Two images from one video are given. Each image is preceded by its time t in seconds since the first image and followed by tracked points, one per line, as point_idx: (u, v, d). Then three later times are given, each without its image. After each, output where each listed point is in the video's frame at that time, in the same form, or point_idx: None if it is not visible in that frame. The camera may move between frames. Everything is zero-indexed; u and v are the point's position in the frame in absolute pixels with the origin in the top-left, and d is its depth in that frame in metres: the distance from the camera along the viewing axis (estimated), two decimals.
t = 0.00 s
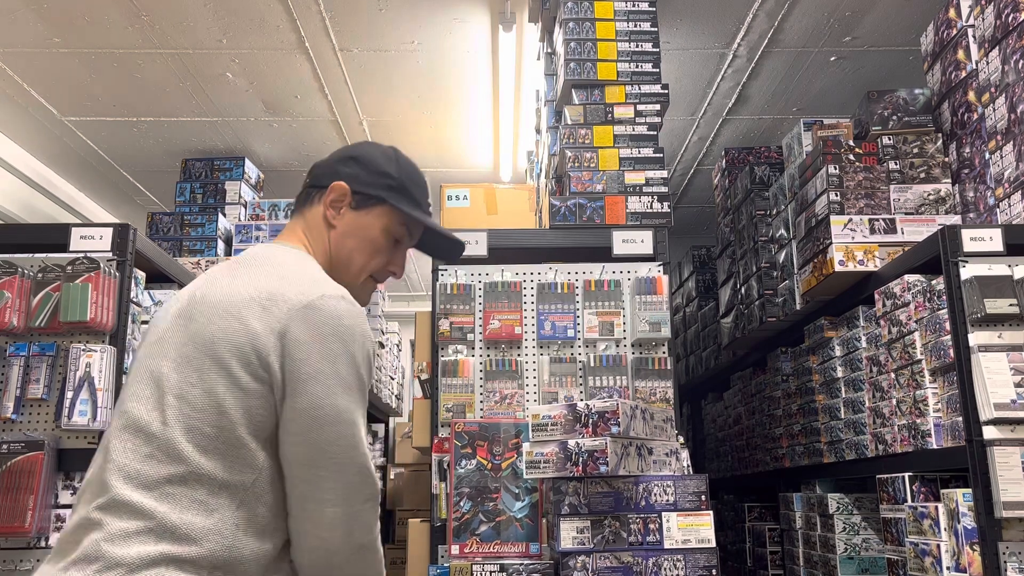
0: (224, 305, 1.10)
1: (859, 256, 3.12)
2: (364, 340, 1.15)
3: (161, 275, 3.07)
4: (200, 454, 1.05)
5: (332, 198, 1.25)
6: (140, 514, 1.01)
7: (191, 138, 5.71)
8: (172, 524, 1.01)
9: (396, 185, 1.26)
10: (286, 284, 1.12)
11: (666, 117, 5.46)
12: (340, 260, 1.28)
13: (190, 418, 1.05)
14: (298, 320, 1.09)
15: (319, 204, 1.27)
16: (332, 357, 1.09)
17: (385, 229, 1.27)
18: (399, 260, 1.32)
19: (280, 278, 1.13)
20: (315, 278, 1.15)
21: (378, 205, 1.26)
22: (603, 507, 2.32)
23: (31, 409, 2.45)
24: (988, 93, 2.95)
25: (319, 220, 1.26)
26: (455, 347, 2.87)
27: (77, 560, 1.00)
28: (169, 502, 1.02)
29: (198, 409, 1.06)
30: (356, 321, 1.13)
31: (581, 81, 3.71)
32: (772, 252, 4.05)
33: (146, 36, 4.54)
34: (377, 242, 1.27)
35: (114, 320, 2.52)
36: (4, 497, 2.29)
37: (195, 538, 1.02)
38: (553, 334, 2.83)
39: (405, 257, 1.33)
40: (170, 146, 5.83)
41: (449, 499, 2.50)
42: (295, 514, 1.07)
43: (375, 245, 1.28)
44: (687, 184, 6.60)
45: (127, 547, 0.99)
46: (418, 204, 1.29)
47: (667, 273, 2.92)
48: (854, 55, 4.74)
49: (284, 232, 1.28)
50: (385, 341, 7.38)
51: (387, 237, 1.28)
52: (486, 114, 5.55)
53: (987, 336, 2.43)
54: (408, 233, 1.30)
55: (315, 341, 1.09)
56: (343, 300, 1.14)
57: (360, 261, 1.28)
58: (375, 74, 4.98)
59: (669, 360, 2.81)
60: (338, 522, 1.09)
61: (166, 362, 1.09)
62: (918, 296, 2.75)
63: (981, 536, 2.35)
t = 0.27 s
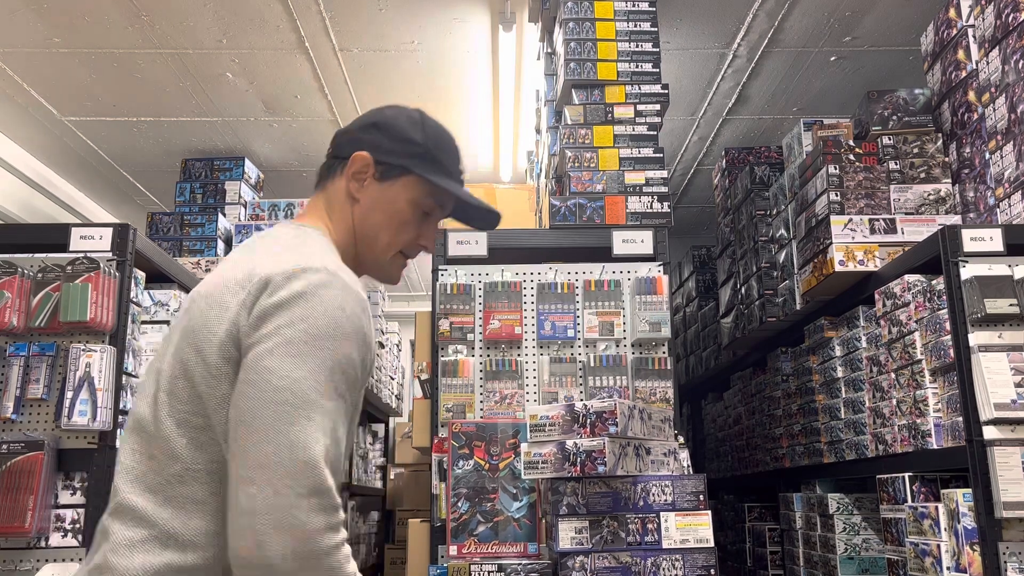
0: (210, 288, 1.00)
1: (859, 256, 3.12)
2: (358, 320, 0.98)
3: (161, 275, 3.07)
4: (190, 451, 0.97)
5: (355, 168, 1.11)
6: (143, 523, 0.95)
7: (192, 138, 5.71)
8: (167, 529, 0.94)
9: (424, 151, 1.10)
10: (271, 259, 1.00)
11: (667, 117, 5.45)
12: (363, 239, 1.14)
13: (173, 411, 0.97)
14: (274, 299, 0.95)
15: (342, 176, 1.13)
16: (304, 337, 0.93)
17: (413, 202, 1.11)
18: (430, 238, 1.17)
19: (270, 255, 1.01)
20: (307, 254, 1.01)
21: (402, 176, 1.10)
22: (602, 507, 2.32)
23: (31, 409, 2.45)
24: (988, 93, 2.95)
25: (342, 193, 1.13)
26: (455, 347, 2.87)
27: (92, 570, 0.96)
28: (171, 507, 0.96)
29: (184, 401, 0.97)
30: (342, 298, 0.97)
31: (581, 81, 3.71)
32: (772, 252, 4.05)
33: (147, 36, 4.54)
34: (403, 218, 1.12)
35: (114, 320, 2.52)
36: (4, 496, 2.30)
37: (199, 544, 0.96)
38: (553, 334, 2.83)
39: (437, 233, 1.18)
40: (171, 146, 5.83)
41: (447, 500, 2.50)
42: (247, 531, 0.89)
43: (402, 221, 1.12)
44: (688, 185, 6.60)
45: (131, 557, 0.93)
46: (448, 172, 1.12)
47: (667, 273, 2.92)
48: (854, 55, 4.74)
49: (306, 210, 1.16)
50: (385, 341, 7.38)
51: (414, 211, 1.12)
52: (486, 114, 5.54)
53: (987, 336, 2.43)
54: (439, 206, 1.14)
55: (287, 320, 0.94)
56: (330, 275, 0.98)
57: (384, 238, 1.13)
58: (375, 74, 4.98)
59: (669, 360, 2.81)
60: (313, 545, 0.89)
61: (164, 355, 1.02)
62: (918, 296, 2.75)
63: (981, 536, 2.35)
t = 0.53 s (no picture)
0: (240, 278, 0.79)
1: (859, 256, 3.12)
2: (416, 337, 0.72)
3: (161, 275, 3.07)
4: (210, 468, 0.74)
5: (433, 158, 0.85)
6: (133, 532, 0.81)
7: (191, 138, 5.71)
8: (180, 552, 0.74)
9: (521, 137, 0.83)
10: (310, 246, 0.76)
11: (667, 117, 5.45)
12: (435, 246, 0.86)
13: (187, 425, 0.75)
14: (306, 318, 0.69)
15: (414, 167, 0.87)
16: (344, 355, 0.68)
17: (504, 201, 0.84)
18: (522, 246, 0.89)
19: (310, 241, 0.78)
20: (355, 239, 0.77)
21: (487, 170, 0.83)
22: (603, 507, 2.32)
23: (31, 409, 2.45)
24: (989, 93, 2.95)
25: (413, 188, 0.86)
26: (455, 347, 2.86)
27: None
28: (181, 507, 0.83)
29: (200, 418, 0.75)
30: (392, 306, 0.71)
31: (581, 81, 3.71)
32: (772, 252, 4.04)
33: (147, 36, 4.53)
34: (490, 221, 0.85)
35: (114, 320, 2.52)
36: (4, 497, 2.29)
37: None
38: (553, 334, 2.83)
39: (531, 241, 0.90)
40: (170, 146, 5.82)
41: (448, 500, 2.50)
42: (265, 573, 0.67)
43: (486, 227, 0.85)
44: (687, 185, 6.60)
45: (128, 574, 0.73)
46: (550, 164, 0.85)
47: (667, 273, 2.92)
48: (854, 55, 4.74)
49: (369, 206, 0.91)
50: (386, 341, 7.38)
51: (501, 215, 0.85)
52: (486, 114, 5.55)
53: (987, 336, 2.43)
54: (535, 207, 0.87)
55: (319, 332, 0.69)
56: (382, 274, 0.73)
57: (462, 247, 0.86)
58: (375, 74, 4.98)
59: (669, 360, 2.81)
60: None
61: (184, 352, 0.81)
62: (918, 296, 2.75)
63: (981, 537, 2.34)
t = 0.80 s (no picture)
0: (347, 365, 0.92)
1: (859, 256, 3.13)
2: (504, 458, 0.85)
3: (161, 275, 3.07)
4: (299, 514, 0.89)
5: (548, 279, 1.03)
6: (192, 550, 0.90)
7: (192, 138, 5.71)
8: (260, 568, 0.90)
9: (637, 275, 1.00)
10: (414, 360, 0.89)
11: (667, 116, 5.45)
12: (541, 355, 1.05)
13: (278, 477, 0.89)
14: (409, 437, 0.83)
15: (532, 281, 1.05)
16: (438, 477, 0.81)
17: (610, 329, 1.02)
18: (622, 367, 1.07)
19: (415, 345, 0.92)
20: (450, 358, 0.91)
21: (601, 298, 1.01)
22: (602, 507, 2.32)
23: (30, 409, 2.44)
24: (989, 93, 2.94)
25: (529, 301, 1.05)
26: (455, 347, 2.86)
27: None
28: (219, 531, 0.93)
29: (285, 473, 0.89)
30: (482, 434, 0.84)
31: (581, 81, 3.71)
32: (772, 252, 4.04)
33: (147, 36, 4.54)
34: (594, 344, 1.03)
35: (114, 320, 2.52)
36: (4, 497, 2.29)
37: None
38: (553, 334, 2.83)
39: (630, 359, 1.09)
40: (170, 145, 5.82)
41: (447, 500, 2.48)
42: None
43: (592, 348, 1.04)
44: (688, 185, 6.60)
45: None
46: (660, 299, 1.01)
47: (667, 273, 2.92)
48: (854, 55, 4.73)
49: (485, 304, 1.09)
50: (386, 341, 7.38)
51: (607, 337, 1.03)
52: (486, 114, 5.54)
53: (987, 336, 2.43)
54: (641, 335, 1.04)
55: (421, 455, 0.82)
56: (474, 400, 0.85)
57: (568, 360, 1.05)
58: (375, 74, 4.98)
59: (669, 360, 2.81)
60: None
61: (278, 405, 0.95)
62: (918, 296, 2.75)
63: (981, 537, 2.34)
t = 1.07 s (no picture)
0: (431, 477, 1.05)
1: (859, 256, 3.12)
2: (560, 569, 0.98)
3: (161, 275, 3.07)
4: None
5: (646, 433, 1.14)
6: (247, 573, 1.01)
7: (192, 138, 5.71)
8: None
9: (738, 446, 1.09)
10: (490, 486, 1.02)
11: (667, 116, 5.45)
12: (631, 503, 1.15)
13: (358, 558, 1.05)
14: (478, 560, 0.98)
15: (630, 431, 1.16)
16: None
17: (702, 492, 1.11)
18: (711, 530, 1.15)
19: (494, 466, 1.04)
20: (520, 479, 1.03)
21: (697, 465, 1.11)
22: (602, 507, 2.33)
23: (30, 409, 2.44)
24: (989, 93, 2.95)
25: (624, 449, 1.15)
26: (455, 347, 2.86)
27: None
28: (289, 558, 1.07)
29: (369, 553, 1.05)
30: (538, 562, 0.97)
31: (581, 81, 3.71)
32: (772, 252, 4.04)
33: (147, 36, 4.54)
34: (684, 503, 1.12)
35: (114, 320, 2.52)
36: (4, 497, 2.29)
37: None
38: (553, 334, 2.83)
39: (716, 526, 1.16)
40: (170, 146, 5.82)
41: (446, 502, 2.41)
42: None
43: (677, 511, 1.13)
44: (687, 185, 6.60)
45: None
46: (757, 471, 1.11)
47: (667, 273, 2.92)
48: (854, 55, 4.74)
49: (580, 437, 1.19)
50: (386, 341, 7.38)
51: (696, 502, 1.12)
52: (486, 114, 5.54)
53: (987, 336, 2.43)
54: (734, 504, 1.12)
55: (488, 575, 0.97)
56: (543, 534, 0.98)
57: (656, 513, 1.14)
58: (375, 74, 4.98)
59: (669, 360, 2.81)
60: None
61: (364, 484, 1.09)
62: (918, 296, 2.75)
63: (981, 536, 2.34)
